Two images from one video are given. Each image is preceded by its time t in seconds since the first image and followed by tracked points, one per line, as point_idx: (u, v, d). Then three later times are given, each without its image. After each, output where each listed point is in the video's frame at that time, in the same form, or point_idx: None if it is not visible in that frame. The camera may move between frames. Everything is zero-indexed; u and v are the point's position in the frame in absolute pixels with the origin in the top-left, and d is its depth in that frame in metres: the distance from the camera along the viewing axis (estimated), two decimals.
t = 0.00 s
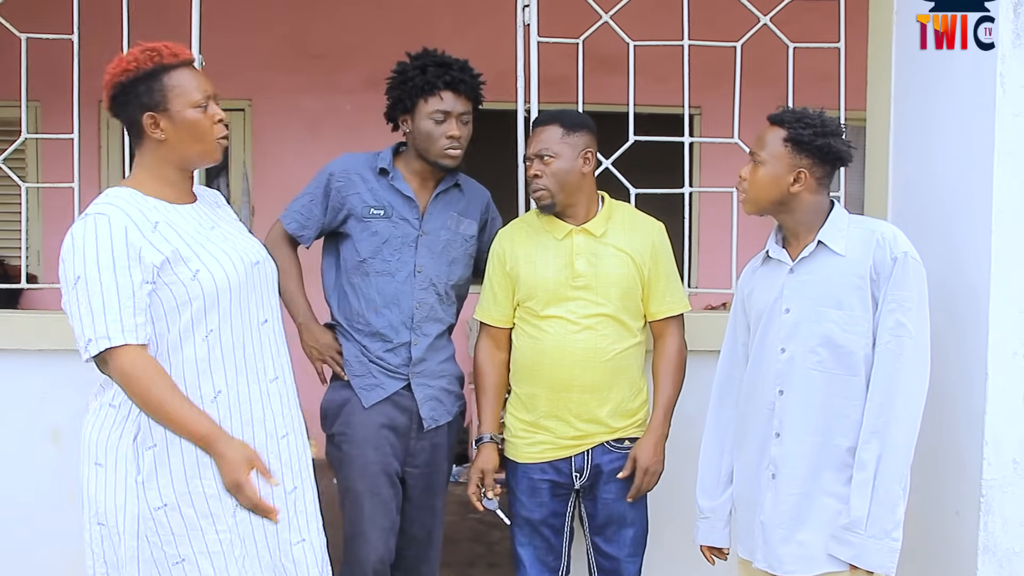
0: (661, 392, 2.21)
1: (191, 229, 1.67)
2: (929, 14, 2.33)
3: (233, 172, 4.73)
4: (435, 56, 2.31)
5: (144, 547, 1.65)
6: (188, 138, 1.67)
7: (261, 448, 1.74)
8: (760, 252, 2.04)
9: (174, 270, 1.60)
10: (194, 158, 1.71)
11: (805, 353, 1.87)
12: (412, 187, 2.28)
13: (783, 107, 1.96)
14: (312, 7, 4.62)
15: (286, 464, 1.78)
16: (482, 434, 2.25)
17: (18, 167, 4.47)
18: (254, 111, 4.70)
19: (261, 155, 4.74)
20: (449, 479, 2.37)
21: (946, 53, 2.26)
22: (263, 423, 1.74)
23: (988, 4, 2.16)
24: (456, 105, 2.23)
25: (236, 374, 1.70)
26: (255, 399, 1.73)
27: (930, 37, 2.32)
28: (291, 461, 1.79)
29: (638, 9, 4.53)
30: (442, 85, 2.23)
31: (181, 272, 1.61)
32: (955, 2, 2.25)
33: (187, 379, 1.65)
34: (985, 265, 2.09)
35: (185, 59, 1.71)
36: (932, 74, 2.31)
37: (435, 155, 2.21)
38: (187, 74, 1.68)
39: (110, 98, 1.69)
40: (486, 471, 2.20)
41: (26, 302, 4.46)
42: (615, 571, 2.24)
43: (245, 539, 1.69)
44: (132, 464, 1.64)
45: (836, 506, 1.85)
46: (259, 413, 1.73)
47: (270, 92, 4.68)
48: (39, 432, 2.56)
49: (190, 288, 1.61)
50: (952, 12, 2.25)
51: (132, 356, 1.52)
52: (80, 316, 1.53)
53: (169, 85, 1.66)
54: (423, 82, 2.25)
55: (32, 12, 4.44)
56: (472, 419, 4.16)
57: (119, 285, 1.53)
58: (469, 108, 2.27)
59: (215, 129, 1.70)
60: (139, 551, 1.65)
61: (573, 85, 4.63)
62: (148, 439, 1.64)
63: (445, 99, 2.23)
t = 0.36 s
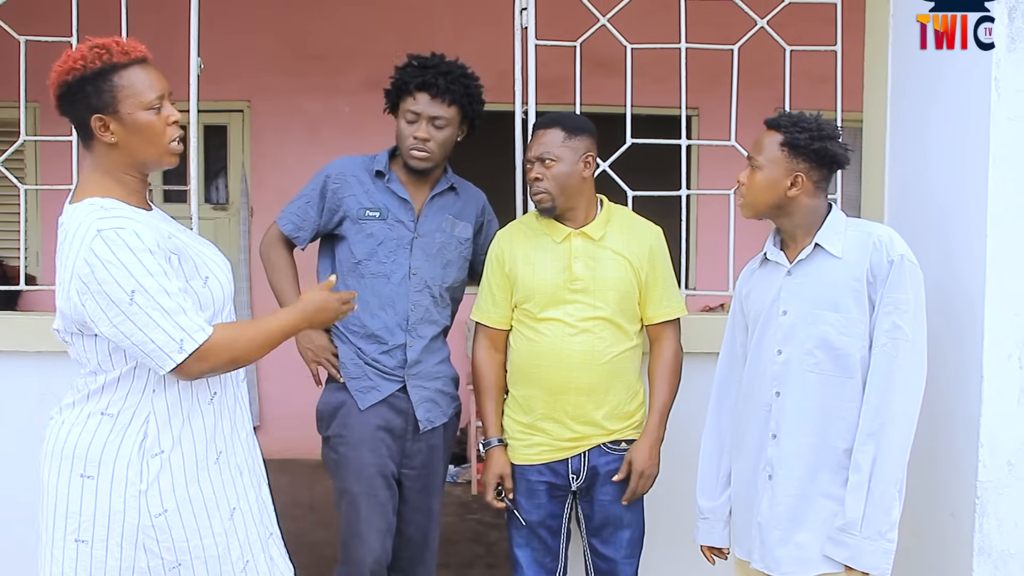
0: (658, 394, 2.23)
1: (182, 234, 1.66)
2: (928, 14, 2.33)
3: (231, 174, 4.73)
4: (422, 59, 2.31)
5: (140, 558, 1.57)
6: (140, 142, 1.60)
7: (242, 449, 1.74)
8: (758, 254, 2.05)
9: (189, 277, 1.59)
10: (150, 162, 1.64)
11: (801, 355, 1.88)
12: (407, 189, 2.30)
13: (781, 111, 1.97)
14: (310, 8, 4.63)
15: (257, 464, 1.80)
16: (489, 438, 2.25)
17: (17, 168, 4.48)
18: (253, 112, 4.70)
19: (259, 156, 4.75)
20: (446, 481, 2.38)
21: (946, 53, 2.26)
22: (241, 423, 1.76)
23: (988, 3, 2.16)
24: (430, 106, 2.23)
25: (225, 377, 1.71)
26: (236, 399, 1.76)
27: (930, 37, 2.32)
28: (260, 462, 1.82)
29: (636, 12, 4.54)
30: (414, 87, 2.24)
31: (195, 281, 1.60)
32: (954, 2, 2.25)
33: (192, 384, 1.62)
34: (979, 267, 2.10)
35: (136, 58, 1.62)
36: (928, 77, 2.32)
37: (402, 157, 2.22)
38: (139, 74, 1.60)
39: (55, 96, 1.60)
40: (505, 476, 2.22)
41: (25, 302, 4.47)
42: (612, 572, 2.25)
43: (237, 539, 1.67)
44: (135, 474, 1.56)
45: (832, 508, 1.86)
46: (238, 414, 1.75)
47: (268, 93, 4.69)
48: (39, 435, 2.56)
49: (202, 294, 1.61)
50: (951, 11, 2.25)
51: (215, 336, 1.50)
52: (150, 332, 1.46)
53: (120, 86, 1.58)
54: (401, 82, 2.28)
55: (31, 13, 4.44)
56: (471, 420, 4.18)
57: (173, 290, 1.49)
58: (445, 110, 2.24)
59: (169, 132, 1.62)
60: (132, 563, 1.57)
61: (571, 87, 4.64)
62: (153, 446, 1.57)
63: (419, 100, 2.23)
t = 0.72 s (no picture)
0: (661, 394, 2.22)
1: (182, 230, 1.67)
2: (929, 14, 2.34)
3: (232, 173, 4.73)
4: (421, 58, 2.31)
5: (162, 558, 1.57)
6: (138, 133, 1.60)
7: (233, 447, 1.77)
8: (763, 254, 2.05)
9: (191, 274, 1.59)
10: (149, 152, 1.64)
11: (808, 356, 1.88)
12: (408, 188, 2.30)
13: (787, 111, 1.97)
14: (311, 6, 4.62)
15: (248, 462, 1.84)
16: (491, 438, 2.25)
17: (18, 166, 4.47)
18: (254, 111, 4.70)
19: (260, 155, 4.74)
20: (448, 479, 2.38)
21: (946, 53, 2.28)
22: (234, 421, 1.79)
23: (987, 4, 2.17)
24: (421, 103, 2.21)
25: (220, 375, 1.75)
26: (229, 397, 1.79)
27: (930, 37, 2.34)
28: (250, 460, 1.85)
29: (638, 12, 4.54)
30: (406, 84, 2.24)
31: (198, 277, 1.61)
32: (954, 2, 2.26)
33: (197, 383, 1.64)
34: (984, 267, 2.10)
35: (118, 50, 1.62)
36: (932, 77, 2.33)
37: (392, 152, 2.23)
38: (124, 66, 1.60)
39: (47, 105, 1.59)
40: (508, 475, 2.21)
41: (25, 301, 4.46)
42: (616, 571, 2.25)
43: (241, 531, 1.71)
44: (151, 473, 1.57)
45: (839, 508, 1.86)
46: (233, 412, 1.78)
47: (270, 92, 4.68)
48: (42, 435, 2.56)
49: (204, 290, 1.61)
50: (952, 12, 2.27)
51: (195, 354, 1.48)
52: (127, 337, 1.46)
53: (109, 80, 1.57)
54: (399, 77, 2.28)
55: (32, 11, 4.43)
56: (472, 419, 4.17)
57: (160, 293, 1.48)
58: (437, 106, 2.22)
59: (164, 118, 1.63)
60: (154, 564, 1.57)
61: (572, 86, 4.64)
62: (167, 445, 1.58)
63: (412, 97, 2.22)
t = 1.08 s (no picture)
0: (666, 394, 2.22)
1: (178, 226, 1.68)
2: (929, 14, 2.36)
3: (233, 172, 4.72)
4: (425, 57, 2.29)
5: (159, 544, 1.59)
6: (145, 148, 1.61)
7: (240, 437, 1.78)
8: (769, 253, 2.05)
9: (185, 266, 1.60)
10: (153, 164, 1.65)
11: (814, 355, 1.88)
12: (413, 187, 2.29)
13: (794, 109, 1.97)
14: (313, 6, 4.62)
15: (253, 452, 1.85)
16: (499, 438, 2.24)
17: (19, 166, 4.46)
18: (255, 110, 4.69)
19: (262, 155, 4.73)
20: (452, 478, 2.37)
21: (946, 53, 2.29)
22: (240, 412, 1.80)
23: (988, 3, 2.18)
24: (425, 101, 2.21)
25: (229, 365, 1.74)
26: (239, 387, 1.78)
27: (931, 37, 2.35)
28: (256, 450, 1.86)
29: (640, 11, 4.54)
30: (410, 83, 2.23)
31: (190, 270, 1.62)
32: (955, 3, 2.27)
33: (199, 373, 1.65)
34: (990, 266, 2.10)
35: (144, 65, 1.62)
36: (936, 76, 2.33)
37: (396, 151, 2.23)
38: (146, 82, 1.60)
39: (61, 101, 1.59)
40: (516, 474, 2.21)
41: (26, 301, 4.46)
42: (621, 570, 2.25)
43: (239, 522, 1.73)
44: (150, 462, 1.58)
45: (845, 507, 1.86)
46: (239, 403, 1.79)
47: (271, 91, 4.68)
48: (45, 435, 2.55)
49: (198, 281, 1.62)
50: (952, 12, 2.28)
51: (200, 316, 1.45)
52: (138, 317, 1.45)
53: (127, 94, 1.57)
54: (404, 74, 2.27)
55: (33, 10, 4.42)
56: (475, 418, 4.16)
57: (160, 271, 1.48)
58: (440, 105, 2.21)
59: (173, 138, 1.63)
60: (152, 550, 1.59)
61: (575, 85, 4.63)
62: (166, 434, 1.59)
63: (415, 96, 2.21)
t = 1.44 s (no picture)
0: (666, 394, 2.22)
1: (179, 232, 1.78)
2: (929, 14, 2.36)
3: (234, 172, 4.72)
4: (425, 58, 2.29)
5: (155, 531, 1.72)
6: (151, 141, 1.75)
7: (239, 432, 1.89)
8: (768, 253, 2.06)
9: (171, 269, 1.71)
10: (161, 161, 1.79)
11: (813, 355, 1.89)
12: (412, 188, 2.30)
13: (793, 108, 1.97)
14: (313, 6, 4.62)
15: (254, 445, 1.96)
16: (496, 431, 2.25)
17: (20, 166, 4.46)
18: (255, 110, 4.69)
19: (262, 155, 4.74)
20: (451, 477, 2.38)
21: (946, 53, 2.29)
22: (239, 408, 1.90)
23: (988, 3, 2.18)
24: (424, 101, 2.21)
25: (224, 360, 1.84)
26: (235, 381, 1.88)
27: (931, 37, 2.35)
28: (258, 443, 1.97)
29: (639, 11, 4.55)
30: (409, 83, 2.24)
31: (178, 268, 1.72)
32: (955, 3, 2.28)
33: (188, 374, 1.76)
34: (988, 266, 2.11)
35: (151, 68, 1.80)
36: (935, 76, 2.33)
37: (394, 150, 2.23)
38: (151, 81, 1.77)
39: (80, 105, 1.78)
40: (507, 468, 2.20)
41: (27, 301, 4.46)
42: (620, 570, 2.25)
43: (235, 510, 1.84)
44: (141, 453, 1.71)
45: (843, 506, 1.87)
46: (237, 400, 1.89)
47: (271, 91, 4.68)
48: (46, 435, 2.56)
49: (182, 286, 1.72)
50: (952, 12, 2.28)
51: (89, 340, 1.59)
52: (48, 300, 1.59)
53: (134, 91, 1.74)
54: (403, 74, 2.28)
55: (33, 10, 4.43)
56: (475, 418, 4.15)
57: (100, 279, 1.60)
58: (438, 105, 2.21)
59: (177, 133, 1.78)
60: (149, 536, 1.72)
61: (574, 85, 4.64)
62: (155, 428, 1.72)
63: (415, 96, 2.22)
